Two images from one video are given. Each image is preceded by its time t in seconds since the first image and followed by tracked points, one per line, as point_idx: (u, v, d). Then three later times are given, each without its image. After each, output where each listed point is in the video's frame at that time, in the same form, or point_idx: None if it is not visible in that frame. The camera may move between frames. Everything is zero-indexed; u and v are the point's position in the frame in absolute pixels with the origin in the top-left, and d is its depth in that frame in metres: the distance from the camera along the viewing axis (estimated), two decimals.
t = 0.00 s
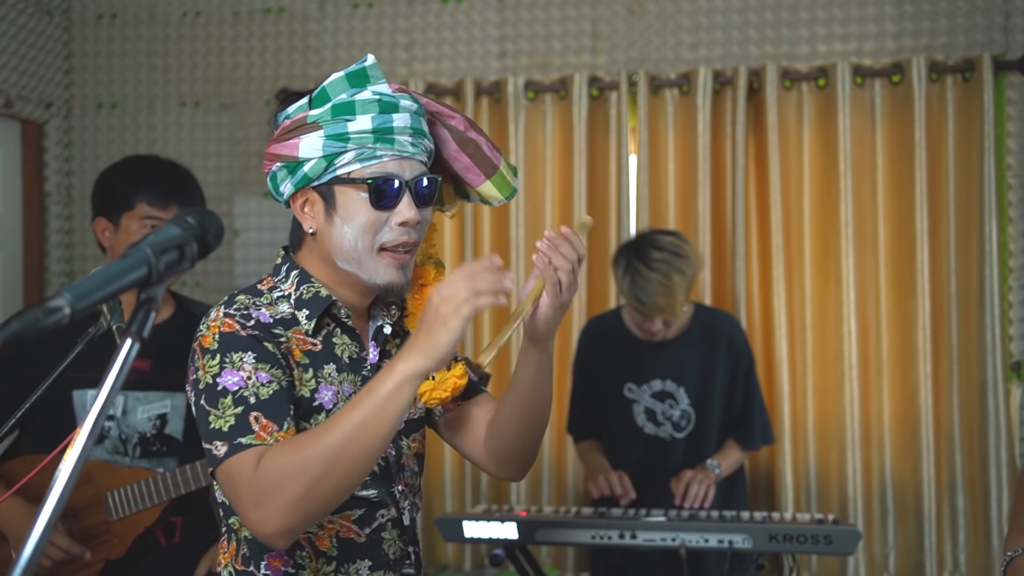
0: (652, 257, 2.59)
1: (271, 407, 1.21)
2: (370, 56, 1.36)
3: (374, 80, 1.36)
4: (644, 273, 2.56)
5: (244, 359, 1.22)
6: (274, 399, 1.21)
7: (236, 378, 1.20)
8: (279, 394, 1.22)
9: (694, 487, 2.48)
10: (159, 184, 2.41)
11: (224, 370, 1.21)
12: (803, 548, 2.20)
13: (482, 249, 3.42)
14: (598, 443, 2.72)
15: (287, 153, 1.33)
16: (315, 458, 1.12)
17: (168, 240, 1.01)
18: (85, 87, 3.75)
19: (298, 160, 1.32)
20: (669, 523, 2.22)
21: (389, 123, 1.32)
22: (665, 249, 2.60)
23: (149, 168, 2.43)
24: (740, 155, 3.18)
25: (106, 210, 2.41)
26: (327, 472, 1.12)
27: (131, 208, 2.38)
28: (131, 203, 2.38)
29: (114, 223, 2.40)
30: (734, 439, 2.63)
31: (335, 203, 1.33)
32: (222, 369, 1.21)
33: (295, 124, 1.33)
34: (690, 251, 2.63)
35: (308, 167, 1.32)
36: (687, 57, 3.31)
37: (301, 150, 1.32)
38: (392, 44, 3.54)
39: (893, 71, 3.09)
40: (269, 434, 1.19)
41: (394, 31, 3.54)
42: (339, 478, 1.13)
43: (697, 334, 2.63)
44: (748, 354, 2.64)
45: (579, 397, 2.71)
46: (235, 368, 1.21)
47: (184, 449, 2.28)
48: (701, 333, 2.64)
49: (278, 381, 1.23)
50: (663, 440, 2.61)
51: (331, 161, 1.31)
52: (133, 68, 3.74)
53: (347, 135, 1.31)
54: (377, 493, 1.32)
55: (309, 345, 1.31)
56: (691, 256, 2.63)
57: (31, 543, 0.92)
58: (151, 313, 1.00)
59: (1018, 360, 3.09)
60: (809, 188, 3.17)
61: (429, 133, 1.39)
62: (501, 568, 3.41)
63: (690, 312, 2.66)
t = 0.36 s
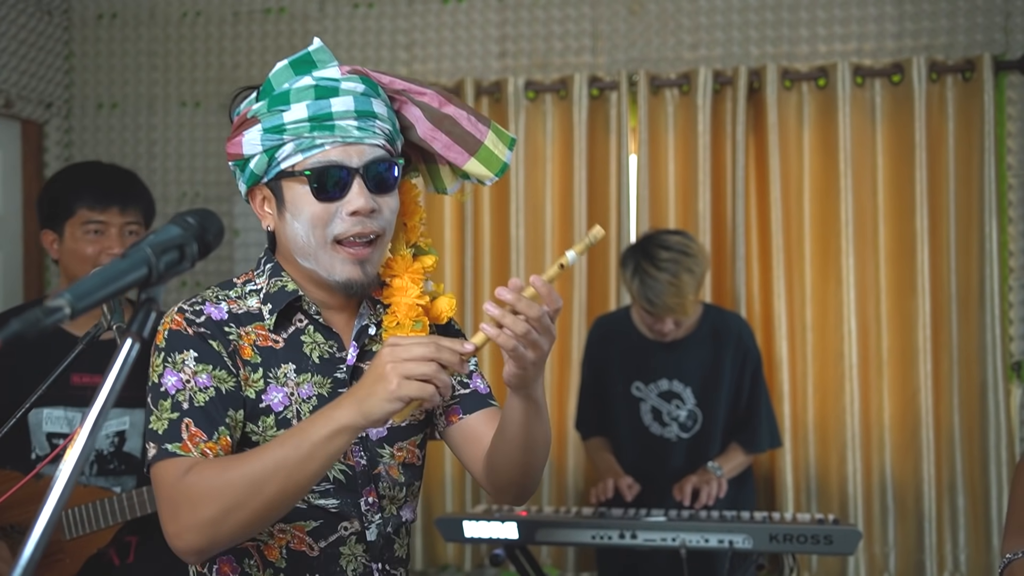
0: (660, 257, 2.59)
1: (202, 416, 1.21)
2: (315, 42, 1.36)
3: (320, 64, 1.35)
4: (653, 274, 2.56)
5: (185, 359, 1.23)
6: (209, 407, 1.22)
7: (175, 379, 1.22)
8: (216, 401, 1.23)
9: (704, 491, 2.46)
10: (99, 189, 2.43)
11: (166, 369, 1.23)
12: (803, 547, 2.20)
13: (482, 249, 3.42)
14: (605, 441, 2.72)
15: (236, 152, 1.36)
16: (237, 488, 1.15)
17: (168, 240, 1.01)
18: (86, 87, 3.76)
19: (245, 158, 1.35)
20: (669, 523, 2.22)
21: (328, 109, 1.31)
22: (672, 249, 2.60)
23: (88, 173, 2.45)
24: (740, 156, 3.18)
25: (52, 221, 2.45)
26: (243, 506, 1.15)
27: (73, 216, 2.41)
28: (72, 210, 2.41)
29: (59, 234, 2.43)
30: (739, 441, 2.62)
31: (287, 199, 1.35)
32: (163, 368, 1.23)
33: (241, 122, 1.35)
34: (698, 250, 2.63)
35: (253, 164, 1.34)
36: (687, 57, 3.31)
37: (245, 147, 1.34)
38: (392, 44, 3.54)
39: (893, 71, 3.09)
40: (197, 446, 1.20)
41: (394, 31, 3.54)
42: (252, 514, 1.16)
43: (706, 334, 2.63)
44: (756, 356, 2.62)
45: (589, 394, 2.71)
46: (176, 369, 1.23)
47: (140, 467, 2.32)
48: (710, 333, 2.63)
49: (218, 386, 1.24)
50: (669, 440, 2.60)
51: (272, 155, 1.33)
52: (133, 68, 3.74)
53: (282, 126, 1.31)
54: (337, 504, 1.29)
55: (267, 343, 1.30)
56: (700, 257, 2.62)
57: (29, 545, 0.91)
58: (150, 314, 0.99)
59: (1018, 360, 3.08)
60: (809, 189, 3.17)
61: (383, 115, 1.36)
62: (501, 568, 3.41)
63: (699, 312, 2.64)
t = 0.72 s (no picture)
0: (664, 255, 2.59)
1: (142, 441, 1.02)
2: (258, 38, 1.20)
3: (265, 58, 1.19)
4: (656, 271, 2.56)
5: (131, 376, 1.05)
6: (151, 431, 1.03)
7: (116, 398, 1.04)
8: (162, 421, 1.04)
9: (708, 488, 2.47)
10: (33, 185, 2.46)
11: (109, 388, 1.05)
12: (811, 548, 2.19)
13: (490, 249, 3.42)
14: (609, 439, 2.72)
15: (188, 164, 1.21)
16: (162, 525, 0.96)
17: (176, 240, 0.95)
18: (94, 88, 3.77)
19: (196, 170, 1.19)
20: (677, 523, 2.21)
21: (262, 103, 1.13)
22: (677, 246, 2.61)
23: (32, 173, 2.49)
24: (747, 155, 3.18)
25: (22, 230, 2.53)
26: (171, 542, 0.97)
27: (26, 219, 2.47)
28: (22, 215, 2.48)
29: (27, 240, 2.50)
30: (744, 442, 2.60)
31: (239, 208, 1.17)
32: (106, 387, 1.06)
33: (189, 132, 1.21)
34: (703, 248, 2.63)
35: (203, 174, 1.18)
36: (695, 57, 3.30)
37: (193, 156, 1.19)
38: (400, 44, 3.54)
39: (902, 70, 3.09)
40: (131, 476, 1.01)
41: (402, 31, 3.54)
42: (182, 551, 0.97)
43: (711, 334, 2.62)
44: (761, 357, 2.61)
45: (592, 391, 2.71)
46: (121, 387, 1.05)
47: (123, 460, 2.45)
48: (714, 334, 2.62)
49: (165, 406, 1.04)
50: (673, 441, 2.60)
51: (217, 161, 1.16)
52: (142, 68, 3.75)
53: (220, 127, 1.14)
54: (310, 536, 1.09)
55: (241, 357, 1.13)
56: (704, 255, 2.62)
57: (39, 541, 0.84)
58: (160, 314, 0.94)
59: None
60: (817, 190, 3.17)
61: (332, 103, 1.17)
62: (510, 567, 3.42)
63: (706, 313, 2.63)
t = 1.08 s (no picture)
0: (674, 251, 2.59)
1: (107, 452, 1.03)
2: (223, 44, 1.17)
3: (233, 70, 1.16)
4: (667, 268, 2.55)
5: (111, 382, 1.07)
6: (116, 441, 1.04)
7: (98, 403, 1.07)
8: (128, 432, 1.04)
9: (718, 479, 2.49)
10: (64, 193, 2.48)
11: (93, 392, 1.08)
12: (823, 548, 2.19)
13: (500, 249, 3.43)
14: (618, 438, 2.71)
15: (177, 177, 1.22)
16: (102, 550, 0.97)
17: (189, 240, 0.95)
18: (106, 89, 3.78)
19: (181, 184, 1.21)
20: (688, 524, 2.20)
21: (219, 123, 1.12)
22: (685, 242, 2.60)
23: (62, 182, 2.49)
24: (758, 155, 3.17)
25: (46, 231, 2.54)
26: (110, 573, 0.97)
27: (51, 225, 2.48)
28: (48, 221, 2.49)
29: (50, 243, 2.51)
30: (757, 439, 2.60)
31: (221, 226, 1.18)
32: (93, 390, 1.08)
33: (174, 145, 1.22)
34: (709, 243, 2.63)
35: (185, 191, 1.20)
36: (706, 57, 3.29)
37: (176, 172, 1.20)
38: (409, 44, 3.54)
39: (913, 69, 3.08)
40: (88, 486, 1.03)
41: (412, 31, 3.54)
42: None
43: (721, 334, 2.62)
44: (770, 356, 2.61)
45: (601, 392, 2.71)
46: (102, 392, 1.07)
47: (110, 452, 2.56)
48: (723, 333, 2.62)
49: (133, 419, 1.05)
50: (683, 440, 2.59)
51: (190, 182, 1.17)
52: (152, 69, 3.76)
53: (185, 150, 1.15)
54: (298, 547, 1.12)
55: (231, 366, 1.14)
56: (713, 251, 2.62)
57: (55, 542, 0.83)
58: (172, 314, 0.94)
59: None
60: (828, 190, 3.16)
61: (294, 115, 1.13)
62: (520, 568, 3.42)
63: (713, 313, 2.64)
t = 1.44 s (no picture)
0: (700, 255, 2.59)
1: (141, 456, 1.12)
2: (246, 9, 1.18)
3: (252, 37, 1.17)
4: (693, 273, 2.55)
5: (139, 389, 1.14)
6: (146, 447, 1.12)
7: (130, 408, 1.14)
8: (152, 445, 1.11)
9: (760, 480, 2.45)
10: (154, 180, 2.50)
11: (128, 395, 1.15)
12: (846, 549, 2.17)
13: (521, 249, 3.43)
14: (642, 441, 2.71)
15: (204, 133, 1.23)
16: None
17: (211, 240, 0.95)
18: (129, 90, 3.81)
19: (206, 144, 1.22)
20: (710, 524, 2.20)
21: (227, 99, 1.11)
22: (712, 246, 2.61)
23: (147, 170, 2.52)
24: (779, 155, 3.17)
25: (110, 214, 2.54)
26: None
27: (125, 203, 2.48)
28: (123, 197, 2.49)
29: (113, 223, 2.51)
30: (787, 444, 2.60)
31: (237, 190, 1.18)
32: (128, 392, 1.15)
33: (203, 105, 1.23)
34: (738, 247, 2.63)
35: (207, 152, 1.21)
36: (727, 56, 3.27)
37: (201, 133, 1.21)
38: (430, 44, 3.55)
39: (936, 67, 3.05)
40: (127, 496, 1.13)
41: (432, 31, 3.55)
42: None
43: (748, 337, 2.60)
44: (797, 362, 2.59)
45: (624, 394, 2.70)
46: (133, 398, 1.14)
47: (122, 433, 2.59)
48: (750, 338, 2.60)
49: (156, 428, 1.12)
50: (710, 443, 2.58)
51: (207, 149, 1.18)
52: (174, 70, 3.79)
53: (202, 119, 1.15)
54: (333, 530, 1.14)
55: (256, 354, 1.16)
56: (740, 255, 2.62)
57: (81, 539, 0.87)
58: (196, 314, 0.94)
59: None
60: (850, 190, 3.15)
61: (301, 91, 1.10)
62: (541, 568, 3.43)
63: (740, 315, 2.63)
